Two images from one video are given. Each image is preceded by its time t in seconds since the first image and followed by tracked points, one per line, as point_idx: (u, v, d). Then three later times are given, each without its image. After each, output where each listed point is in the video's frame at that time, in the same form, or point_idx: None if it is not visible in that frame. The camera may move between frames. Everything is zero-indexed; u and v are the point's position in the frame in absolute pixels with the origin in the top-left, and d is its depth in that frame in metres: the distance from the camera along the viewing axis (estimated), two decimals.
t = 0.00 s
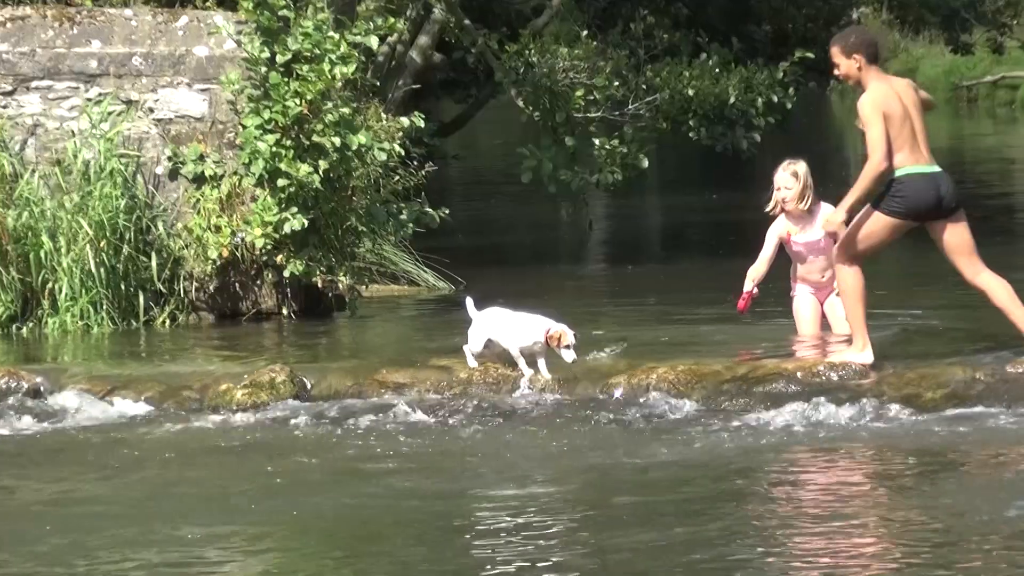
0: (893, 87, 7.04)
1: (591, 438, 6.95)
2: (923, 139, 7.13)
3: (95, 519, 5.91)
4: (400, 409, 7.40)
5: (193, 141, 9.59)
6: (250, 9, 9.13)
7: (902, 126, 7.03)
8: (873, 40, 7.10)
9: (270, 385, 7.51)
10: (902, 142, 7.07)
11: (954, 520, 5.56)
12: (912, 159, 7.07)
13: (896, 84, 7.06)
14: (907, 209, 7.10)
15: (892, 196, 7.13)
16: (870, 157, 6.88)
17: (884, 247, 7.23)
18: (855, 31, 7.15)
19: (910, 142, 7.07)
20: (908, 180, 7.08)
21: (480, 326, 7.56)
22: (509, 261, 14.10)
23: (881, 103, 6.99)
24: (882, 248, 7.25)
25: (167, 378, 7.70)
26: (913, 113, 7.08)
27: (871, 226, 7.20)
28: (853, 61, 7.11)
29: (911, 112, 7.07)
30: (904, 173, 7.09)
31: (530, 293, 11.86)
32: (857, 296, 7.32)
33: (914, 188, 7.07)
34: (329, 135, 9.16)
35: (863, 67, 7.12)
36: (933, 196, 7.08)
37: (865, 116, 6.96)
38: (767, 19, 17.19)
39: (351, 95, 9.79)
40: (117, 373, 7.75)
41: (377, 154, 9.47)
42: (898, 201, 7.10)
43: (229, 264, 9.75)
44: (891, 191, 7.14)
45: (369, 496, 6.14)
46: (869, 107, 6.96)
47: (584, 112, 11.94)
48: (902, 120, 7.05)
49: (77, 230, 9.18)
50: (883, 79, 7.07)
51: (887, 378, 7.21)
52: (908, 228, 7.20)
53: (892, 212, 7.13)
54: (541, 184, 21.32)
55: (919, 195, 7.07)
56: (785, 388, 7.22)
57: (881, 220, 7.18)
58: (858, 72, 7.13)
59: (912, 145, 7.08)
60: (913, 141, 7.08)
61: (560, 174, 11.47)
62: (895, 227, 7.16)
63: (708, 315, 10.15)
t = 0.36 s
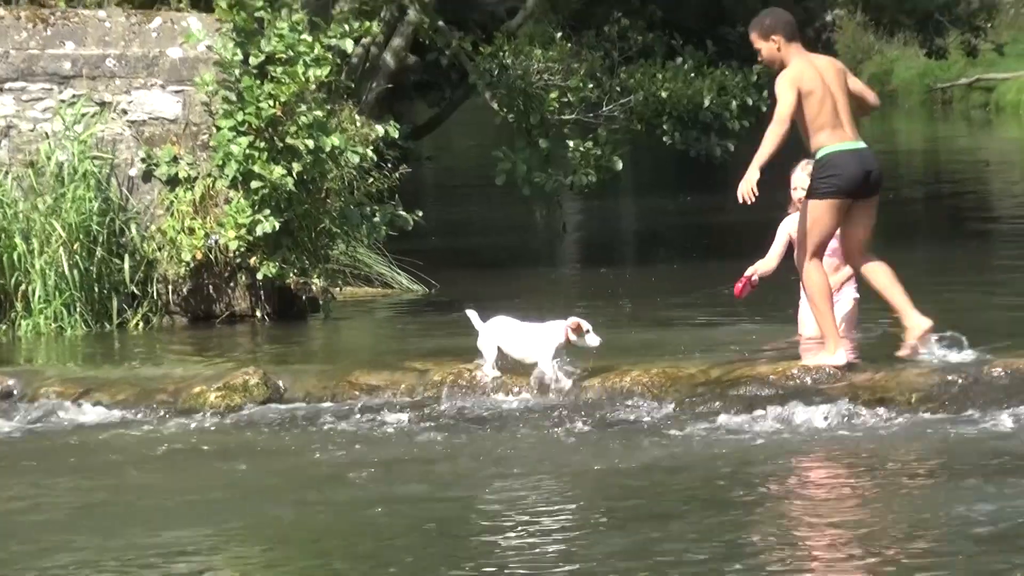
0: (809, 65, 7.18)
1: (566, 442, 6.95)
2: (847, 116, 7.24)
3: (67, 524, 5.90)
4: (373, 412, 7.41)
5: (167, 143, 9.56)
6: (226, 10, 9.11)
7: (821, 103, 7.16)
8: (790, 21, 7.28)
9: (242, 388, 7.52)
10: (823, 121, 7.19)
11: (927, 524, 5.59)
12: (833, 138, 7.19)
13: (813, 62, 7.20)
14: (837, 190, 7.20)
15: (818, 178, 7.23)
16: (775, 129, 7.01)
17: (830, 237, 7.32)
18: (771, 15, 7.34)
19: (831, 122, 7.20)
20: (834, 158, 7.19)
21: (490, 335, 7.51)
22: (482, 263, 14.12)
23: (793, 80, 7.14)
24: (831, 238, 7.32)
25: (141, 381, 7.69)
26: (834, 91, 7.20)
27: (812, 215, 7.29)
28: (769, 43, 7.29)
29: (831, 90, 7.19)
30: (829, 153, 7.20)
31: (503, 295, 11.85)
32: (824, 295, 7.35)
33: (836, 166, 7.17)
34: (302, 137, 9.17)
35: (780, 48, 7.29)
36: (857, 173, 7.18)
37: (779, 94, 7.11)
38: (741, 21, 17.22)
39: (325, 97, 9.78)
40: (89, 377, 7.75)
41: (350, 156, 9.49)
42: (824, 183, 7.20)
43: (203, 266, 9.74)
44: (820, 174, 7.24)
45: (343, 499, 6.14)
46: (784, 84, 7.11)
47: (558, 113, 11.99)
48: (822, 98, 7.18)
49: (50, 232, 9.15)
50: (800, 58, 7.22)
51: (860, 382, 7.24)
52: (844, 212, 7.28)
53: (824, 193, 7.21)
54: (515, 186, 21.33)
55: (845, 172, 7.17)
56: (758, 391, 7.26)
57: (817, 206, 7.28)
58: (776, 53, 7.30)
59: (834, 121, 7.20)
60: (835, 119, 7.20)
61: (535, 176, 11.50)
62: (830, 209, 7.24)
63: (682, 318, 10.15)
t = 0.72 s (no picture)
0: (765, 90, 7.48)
1: (534, 480, 6.98)
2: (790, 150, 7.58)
3: (34, 564, 5.88)
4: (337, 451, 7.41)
5: (131, 180, 9.54)
6: (190, 48, 9.11)
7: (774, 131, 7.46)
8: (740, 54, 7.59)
9: (207, 425, 7.50)
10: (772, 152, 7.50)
11: (890, 564, 5.64)
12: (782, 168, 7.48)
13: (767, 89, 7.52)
14: (783, 222, 7.45)
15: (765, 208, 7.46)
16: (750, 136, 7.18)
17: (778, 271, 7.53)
18: (718, 48, 7.61)
19: (777, 153, 7.51)
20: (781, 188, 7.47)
21: (465, 390, 7.70)
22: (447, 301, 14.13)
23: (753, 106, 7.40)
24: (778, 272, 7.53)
25: (105, 419, 7.66)
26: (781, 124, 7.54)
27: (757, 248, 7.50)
28: (719, 72, 7.53)
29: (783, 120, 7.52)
30: (777, 184, 7.48)
31: (469, 333, 11.88)
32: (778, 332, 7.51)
33: (786, 196, 7.46)
34: (266, 175, 9.18)
35: (729, 76, 7.54)
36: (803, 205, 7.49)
37: (744, 108, 7.31)
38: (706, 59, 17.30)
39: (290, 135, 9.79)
40: (54, 415, 7.72)
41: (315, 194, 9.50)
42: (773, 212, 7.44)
43: (167, 304, 9.71)
44: (768, 205, 7.47)
45: (311, 538, 6.14)
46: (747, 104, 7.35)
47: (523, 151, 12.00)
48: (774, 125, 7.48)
49: (14, 270, 9.14)
50: (755, 83, 7.50)
51: (826, 421, 7.29)
52: (789, 246, 7.53)
53: (774, 226, 7.44)
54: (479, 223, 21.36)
55: (794, 202, 7.47)
56: (723, 429, 7.30)
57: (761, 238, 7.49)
58: (725, 82, 7.54)
59: (781, 153, 7.51)
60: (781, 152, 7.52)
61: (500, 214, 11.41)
62: (775, 240, 7.47)
63: (648, 355, 10.21)
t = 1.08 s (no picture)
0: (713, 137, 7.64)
1: (497, 523, 7.01)
2: (736, 196, 7.71)
3: None
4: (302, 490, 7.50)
5: (93, 224, 9.54)
6: (150, 93, 9.15)
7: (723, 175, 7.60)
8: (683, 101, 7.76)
9: (168, 468, 7.57)
10: (720, 196, 7.59)
11: None
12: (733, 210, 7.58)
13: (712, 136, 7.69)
14: (732, 264, 7.52)
15: (717, 249, 7.53)
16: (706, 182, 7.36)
17: (727, 312, 7.58)
18: (661, 93, 7.75)
19: (725, 198, 7.60)
20: (730, 231, 7.57)
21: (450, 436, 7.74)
22: (409, 343, 14.20)
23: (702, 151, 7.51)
24: (727, 313, 7.57)
25: (66, 461, 7.77)
26: (727, 169, 7.64)
27: (710, 290, 7.54)
28: (664, 116, 7.65)
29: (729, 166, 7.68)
30: (726, 228, 7.56)
31: (432, 375, 11.91)
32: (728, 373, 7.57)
33: (739, 237, 7.55)
34: (228, 219, 9.19)
35: (673, 122, 7.67)
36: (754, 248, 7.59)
37: (695, 153, 7.46)
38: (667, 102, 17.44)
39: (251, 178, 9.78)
40: (15, 458, 7.83)
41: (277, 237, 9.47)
42: (725, 254, 7.52)
43: (129, 347, 9.69)
44: (716, 249, 7.54)
45: None
46: (698, 149, 7.46)
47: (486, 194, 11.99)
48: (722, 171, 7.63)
49: None
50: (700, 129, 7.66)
51: (784, 464, 7.36)
52: (739, 289, 7.60)
53: (724, 269, 7.51)
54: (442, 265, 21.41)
55: (743, 245, 7.55)
56: (684, 471, 7.38)
57: (714, 280, 7.54)
58: (669, 127, 7.66)
59: (730, 197, 7.63)
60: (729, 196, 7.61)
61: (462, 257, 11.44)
62: (729, 282, 7.53)
63: (611, 397, 10.24)
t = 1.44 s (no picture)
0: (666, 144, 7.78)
1: (466, 533, 7.08)
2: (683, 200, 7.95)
3: None
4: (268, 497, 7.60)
5: (59, 230, 9.55)
6: (116, 99, 9.15)
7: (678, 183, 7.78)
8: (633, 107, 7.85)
9: (134, 475, 7.69)
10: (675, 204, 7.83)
11: None
12: (691, 219, 7.89)
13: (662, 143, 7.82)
14: (688, 272, 7.82)
15: (675, 259, 7.82)
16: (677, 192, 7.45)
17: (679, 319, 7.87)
18: (611, 99, 7.81)
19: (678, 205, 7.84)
20: (685, 239, 7.86)
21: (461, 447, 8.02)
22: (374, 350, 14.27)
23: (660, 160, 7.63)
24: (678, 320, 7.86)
25: (31, 469, 7.89)
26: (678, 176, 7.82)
27: (664, 298, 7.81)
28: (618, 122, 7.72)
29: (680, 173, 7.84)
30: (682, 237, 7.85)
31: (399, 382, 11.94)
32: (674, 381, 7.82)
33: (694, 249, 7.85)
34: (194, 225, 9.18)
35: (625, 128, 7.75)
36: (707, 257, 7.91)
37: (658, 163, 7.56)
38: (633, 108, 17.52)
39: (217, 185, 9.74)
40: None
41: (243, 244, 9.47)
42: (684, 264, 7.82)
43: (95, 352, 9.76)
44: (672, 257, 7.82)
45: None
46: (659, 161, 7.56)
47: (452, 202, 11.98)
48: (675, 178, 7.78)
49: None
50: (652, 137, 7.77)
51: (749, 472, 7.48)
52: (690, 297, 7.90)
53: (681, 277, 7.80)
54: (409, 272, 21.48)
55: (697, 254, 7.84)
56: (652, 478, 7.50)
57: (669, 288, 7.83)
58: (623, 133, 7.74)
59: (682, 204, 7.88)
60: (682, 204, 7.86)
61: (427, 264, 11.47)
62: (683, 293, 7.84)
63: (577, 405, 10.29)
